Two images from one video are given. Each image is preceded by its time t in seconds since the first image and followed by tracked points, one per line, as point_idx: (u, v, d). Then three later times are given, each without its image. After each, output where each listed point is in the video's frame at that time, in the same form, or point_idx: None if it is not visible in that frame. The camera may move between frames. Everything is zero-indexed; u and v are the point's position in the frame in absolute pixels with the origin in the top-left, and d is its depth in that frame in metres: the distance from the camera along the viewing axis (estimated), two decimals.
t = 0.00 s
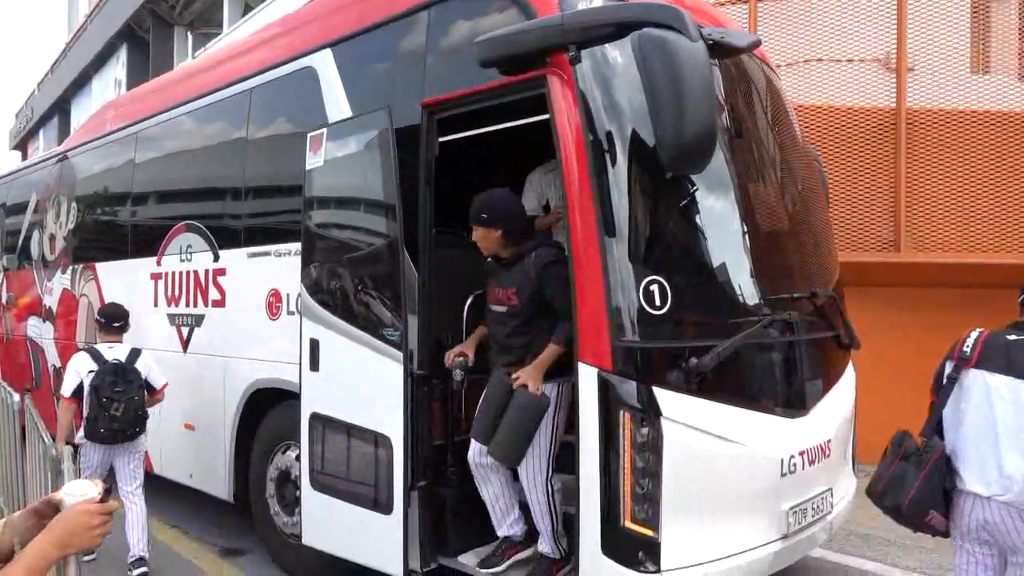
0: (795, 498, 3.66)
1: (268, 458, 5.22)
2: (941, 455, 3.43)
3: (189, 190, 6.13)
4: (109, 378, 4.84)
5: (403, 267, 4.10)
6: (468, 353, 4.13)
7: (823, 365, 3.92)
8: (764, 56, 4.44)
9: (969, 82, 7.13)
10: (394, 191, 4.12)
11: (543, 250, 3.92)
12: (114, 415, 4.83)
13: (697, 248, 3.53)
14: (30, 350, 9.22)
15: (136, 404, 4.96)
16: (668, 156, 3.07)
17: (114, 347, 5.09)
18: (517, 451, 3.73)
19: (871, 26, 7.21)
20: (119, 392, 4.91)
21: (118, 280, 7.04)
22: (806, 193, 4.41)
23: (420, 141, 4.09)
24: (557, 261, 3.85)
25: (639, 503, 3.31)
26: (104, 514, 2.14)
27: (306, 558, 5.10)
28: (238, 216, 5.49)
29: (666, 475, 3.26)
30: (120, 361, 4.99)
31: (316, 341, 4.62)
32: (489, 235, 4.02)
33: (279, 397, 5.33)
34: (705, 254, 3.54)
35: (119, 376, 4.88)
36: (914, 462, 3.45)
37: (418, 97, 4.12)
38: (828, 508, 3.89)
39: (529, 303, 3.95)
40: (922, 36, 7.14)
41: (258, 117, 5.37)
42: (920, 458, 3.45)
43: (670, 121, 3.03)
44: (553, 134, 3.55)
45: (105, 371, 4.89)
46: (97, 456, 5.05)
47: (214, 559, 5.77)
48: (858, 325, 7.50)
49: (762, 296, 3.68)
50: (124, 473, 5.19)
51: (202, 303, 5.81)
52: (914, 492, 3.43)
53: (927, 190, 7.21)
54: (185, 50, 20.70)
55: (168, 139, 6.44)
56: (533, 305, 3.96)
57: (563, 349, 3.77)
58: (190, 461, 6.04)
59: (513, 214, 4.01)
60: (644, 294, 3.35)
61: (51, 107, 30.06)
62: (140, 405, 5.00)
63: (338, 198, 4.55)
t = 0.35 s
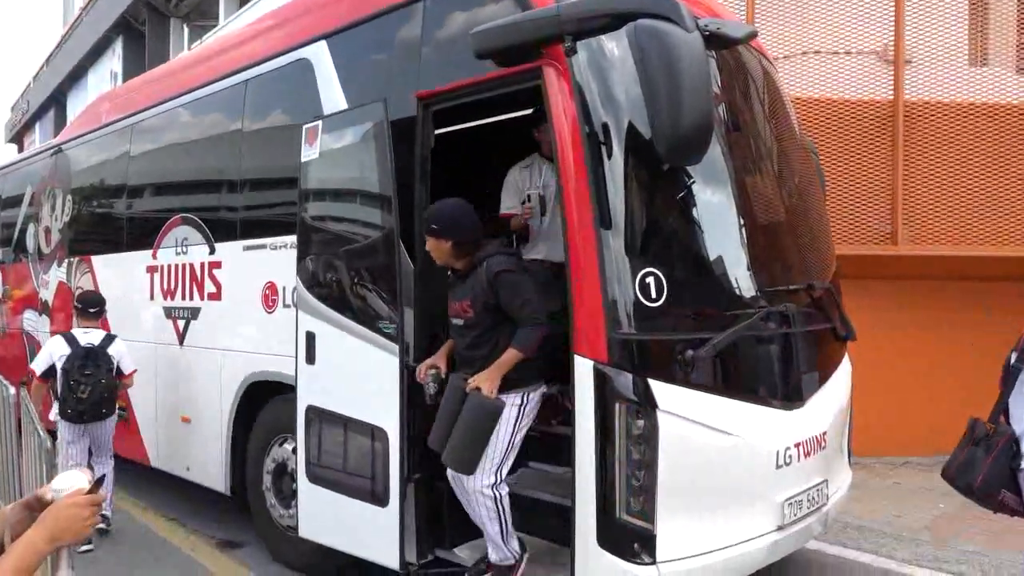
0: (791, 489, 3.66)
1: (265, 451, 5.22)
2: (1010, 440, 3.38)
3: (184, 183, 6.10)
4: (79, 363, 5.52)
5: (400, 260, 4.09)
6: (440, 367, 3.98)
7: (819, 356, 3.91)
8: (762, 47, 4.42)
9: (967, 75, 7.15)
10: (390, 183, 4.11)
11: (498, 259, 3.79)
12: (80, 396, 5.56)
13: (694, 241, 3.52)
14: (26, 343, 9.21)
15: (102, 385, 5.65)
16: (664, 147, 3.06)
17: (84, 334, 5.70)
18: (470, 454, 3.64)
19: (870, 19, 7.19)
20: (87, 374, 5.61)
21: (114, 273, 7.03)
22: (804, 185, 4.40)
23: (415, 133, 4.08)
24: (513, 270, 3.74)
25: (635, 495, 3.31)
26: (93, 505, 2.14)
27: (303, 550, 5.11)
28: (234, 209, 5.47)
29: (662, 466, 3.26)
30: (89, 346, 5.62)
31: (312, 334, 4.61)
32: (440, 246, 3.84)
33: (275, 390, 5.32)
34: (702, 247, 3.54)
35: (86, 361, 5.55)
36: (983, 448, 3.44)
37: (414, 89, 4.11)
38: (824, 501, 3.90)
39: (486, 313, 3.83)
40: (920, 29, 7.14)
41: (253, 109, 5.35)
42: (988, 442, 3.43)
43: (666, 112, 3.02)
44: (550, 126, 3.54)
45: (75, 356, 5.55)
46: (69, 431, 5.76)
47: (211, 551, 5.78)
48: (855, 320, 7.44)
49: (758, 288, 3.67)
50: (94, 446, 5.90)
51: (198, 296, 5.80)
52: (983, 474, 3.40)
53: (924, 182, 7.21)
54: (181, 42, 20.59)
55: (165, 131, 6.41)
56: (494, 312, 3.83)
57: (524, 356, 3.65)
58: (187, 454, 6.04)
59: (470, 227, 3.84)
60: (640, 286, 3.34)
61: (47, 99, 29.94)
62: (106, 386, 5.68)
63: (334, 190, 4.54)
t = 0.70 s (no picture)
0: (783, 484, 3.67)
1: (258, 447, 5.21)
2: None
3: (177, 178, 6.08)
4: (67, 360, 5.58)
5: (393, 255, 4.09)
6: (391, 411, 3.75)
7: (813, 351, 3.94)
8: (756, 43, 4.43)
9: (959, 71, 7.18)
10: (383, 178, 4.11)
11: (434, 330, 3.33)
12: (70, 392, 5.60)
13: (687, 236, 3.53)
14: (17, 339, 9.17)
15: (91, 383, 5.69)
16: (657, 142, 3.05)
17: (72, 331, 5.74)
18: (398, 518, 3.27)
19: (863, 15, 7.19)
20: (76, 371, 5.65)
21: (106, 268, 7.00)
22: (797, 181, 4.42)
23: (409, 127, 4.07)
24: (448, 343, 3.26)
25: (628, 490, 3.31)
26: (82, 498, 2.14)
27: (297, 546, 5.10)
28: (227, 204, 5.46)
29: (655, 461, 3.27)
30: (77, 343, 5.64)
31: (305, 329, 4.61)
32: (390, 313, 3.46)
33: (269, 386, 5.32)
34: (695, 242, 3.55)
35: (75, 358, 5.60)
36: None
37: (408, 83, 4.09)
38: (816, 495, 3.91)
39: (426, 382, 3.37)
40: (913, 25, 7.15)
41: (247, 104, 5.32)
42: None
43: (660, 107, 3.02)
44: (543, 121, 3.53)
45: (63, 353, 5.60)
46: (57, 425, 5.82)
47: (204, 547, 5.76)
48: (848, 317, 7.46)
49: (751, 283, 3.68)
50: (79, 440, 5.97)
51: (191, 291, 5.78)
52: None
53: (917, 178, 7.24)
54: (174, 36, 20.47)
55: (157, 126, 6.38)
56: (431, 385, 3.37)
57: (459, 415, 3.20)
58: (180, 449, 6.02)
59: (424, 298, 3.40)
60: (633, 281, 3.35)
61: (38, 93, 29.76)
62: (94, 384, 5.73)
63: (327, 186, 4.54)
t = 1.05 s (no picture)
0: (781, 482, 3.68)
1: (257, 445, 5.21)
2: None
3: (175, 175, 6.07)
4: (50, 354, 5.67)
5: (391, 252, 4.09)
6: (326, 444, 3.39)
7: (812, 349, 3.96)
8: (754, 41, 4.43)
9: (957, 69, 7.18)
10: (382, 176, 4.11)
11: (353, 354, 3.08)
12: (53, 385, 5.67)
13: (685, 234, 3.53)
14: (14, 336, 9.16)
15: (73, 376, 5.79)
16: (656, 140, 3.05)
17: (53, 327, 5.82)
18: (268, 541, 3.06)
19: (861, 12, 7.19)
20: (59, 365, 5.73)
21: (104, 265, 6.99)
22: (795, 179, 4.43)
23: (408, 125, 4.07)
24: (356, 373, 3.02)
25: (626, 487, 3.32)
26: (78, 494, 2.14)
27: (295, 543, 5.10)
28: (225, 201, 5.45)
29: (654, 458, 3.28)
30: (58, 339, 5.80)
31: (303, 327, 4.61)
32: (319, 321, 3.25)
33: (267, 383, 5.32)
34: (693, 240, 3.55)
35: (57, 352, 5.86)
36: None
37: (406, 81, 4.09)
38: (814, 492, 3.92)
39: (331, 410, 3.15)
40: (911, 23, 7.15)
41: (245, 100, 5.31)
42: None
43: (659, 105, 3.02)
44: (542, 119, 3.53)
45: (47, 347, 5.69)
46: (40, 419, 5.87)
47: (203, 544, 5.76)
48: (845, 314, 7.49)
49: (750, 281, 3.69)
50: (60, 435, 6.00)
51: (189, 289, 5.77)
52: None
53: (914, 175, 7.25)
54: (170, 32, 20.39)
55: (155, 123, 6.37)
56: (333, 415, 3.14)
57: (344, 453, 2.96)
58: (178, 447, 6.02)
59: (354, 313, 3.16)
60: (632, 279, 3.35)
61: (33, 90, 29.67)
62: (77, 377, 5.83)
63: (326, 183, 4.54)
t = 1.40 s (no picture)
0: (785, 482, 3.68)
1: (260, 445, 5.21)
2: None
3: (178, 175, 6.08)
4: (31, 348, 6.37)
5: (394, 251, 4.09)
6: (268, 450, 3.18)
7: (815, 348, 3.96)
8: (757, 40, 4.42)
9: (961, 68, 7.17)
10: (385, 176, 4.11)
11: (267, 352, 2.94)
12: (34, 376, 6.39)
13: (689, 234, 3.53)
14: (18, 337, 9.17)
15: (53, 367, 6.52)
16: (660, 139, 3.05)
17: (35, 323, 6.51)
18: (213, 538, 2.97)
19: (864, 12, 7.19)
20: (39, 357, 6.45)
21: (107, 265, 7.00)
22: (798, 178, 4.42)
23: (410, 125, 4.07)
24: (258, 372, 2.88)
25: (630, 487, 3.32)
26: (77, 496, 2.11)
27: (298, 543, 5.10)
28: (228, 202, 5.45)
29: (657, 459, 3.27)
30: (41, 333, 6.48)
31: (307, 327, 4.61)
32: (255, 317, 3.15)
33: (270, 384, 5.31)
34: (697, 239, 3.55)
35: (38, 345, 6.40)
36: None
37: (408, 81, 4.09)
38: (818, 492, 3.92)
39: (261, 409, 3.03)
40: (914, 22, 7.14)
41: (248, 100, 5.31)
42: None
43: (663, 105, 3.02)
44: (546, 119, 3.53)
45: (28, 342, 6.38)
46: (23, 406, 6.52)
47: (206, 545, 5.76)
48: (848, 314, 7.48)
49: (753, 281, 3.68)
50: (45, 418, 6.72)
51: (192, 289, 5.78)
52: None
53: (918, 175, 7.24)
54: (172, 33, 20.40)
55: (157, 123, 6.38)
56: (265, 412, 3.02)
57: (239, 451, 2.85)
58: (181, 447, 6.02)
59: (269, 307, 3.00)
60: (636, 279, 3.35)
61: (36, 91, 29.73)
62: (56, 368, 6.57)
63: (329, 183, 4.54)
